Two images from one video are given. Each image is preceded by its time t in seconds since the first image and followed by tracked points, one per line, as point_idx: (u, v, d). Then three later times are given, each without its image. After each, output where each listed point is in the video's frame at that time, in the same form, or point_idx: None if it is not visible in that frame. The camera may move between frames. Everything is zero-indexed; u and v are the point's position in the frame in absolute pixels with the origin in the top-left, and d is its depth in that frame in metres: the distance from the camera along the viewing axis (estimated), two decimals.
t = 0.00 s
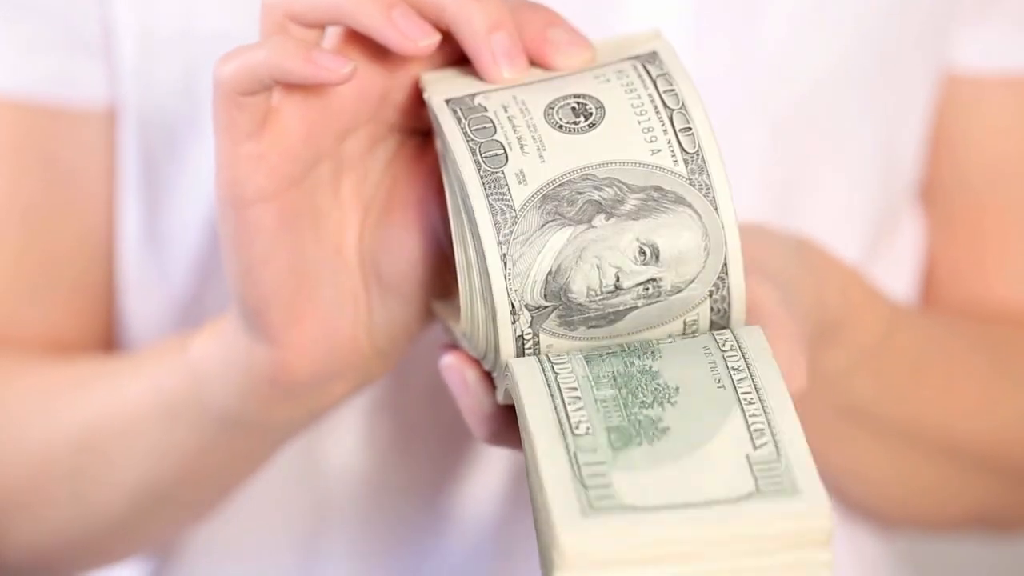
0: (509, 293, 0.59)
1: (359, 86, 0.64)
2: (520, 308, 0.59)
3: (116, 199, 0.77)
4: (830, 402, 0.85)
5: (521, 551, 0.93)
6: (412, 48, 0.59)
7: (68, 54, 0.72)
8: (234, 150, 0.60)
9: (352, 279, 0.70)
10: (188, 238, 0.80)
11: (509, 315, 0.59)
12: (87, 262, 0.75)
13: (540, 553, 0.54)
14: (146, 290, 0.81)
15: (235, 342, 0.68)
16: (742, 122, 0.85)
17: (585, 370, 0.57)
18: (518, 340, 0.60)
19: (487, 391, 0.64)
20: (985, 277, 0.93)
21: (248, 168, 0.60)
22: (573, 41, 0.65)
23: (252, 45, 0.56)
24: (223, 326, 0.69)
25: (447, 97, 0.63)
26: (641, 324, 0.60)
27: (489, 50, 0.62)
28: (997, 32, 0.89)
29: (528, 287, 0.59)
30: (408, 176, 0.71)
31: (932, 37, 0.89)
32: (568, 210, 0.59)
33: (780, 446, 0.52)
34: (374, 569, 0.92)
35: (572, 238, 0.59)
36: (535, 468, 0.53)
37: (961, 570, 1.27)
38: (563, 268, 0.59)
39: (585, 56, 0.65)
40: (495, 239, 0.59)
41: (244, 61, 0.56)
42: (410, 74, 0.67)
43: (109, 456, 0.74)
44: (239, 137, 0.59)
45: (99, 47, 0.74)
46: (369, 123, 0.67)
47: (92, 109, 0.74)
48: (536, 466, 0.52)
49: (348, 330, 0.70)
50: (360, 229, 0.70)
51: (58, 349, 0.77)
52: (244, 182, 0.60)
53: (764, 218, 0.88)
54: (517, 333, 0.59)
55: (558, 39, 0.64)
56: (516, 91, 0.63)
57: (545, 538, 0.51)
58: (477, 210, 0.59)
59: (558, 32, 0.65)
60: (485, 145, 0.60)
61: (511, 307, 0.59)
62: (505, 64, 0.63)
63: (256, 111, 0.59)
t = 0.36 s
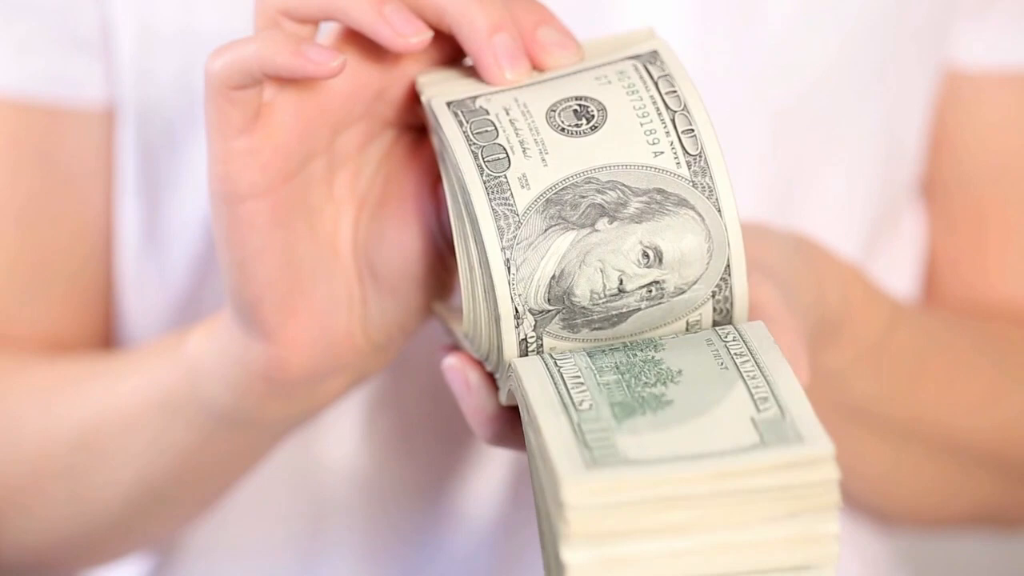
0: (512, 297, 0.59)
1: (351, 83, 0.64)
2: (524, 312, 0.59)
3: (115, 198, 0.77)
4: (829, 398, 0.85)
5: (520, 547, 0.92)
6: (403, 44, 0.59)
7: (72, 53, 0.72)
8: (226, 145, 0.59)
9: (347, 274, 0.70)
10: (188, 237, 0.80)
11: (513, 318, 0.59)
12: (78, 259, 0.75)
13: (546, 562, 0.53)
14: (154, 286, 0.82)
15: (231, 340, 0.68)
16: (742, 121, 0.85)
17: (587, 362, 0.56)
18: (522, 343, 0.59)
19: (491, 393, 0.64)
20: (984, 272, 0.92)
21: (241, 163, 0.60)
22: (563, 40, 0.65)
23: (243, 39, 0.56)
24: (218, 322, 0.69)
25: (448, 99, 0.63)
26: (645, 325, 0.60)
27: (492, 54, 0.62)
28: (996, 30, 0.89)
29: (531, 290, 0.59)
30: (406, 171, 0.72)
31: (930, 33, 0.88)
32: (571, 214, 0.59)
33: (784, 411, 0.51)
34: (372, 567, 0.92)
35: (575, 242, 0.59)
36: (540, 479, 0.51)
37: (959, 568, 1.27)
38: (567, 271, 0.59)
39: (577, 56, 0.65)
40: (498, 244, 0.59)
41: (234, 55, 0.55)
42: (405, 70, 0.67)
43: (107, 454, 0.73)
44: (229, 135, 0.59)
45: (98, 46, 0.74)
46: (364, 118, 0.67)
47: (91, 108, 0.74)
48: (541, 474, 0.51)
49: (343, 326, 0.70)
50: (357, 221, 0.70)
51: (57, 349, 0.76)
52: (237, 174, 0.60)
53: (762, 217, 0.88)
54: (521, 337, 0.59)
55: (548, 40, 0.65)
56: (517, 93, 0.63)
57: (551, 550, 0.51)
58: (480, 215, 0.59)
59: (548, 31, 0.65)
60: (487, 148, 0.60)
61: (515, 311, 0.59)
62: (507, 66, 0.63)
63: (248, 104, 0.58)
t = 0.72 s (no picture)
0: (521, 312, 0.59)
1: (351, 83, 0.65)
2: (532, 326, 0.59)
3: (115, 201, 0.77)
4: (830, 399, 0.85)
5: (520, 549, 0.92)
6: (408, 49, 0.59)
7: (71, 58, 0.72)
8: (224, 141, 0.60)
9: (346, 276, 0.69)
10: (189, 239, 0.81)
11: (521, 331, 0.59)
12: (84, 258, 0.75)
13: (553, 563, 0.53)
14: (156, 287, 0.82)
15: (230, 341, 0.68)
16: (743, 121, 0.85)
17: (594, 365, 0.57)
18: (528, 353, 0.60)
19: (495, 398, 0.64)
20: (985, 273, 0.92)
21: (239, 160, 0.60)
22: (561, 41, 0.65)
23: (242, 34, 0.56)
24: (218, 323, 0.69)
25: (456, 111, 0.63)
26: (651, 334, 0.61)
27: (488, 64, 0.63)
28: (997, 31, 0.89)
29: (540, 305, 0.59)
30: (405, 172, 0.72)
31: (930, 33, 0.88)
32: (581, 229, 0.59)
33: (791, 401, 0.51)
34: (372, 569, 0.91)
35: (584, 258, 0.59)
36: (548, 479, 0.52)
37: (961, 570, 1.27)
38: (576, 286, 0.59)
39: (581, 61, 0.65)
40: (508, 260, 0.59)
41: (232, 50, 0.56)
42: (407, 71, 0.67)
43: (106, 456, 0.73)
44: (228, 132, 0.60)
45: (98, 48, 0.74)
46: (365, 120, 0.67)
47: (92, 112, 0.74)
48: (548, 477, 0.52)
49: (343, 328, 0.69)
50: (356, 222, 0.69)
51: (57, 352, 0.76)
52: (236, 170, 0.60)
53: (762, 219, 0.88)
54: (528, 348, 0.60)
55: (546, 48, 0.64)
56: (525, 104, 0.63)
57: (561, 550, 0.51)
58: (489, 231, 0.59)
59: (546, 41, 0.64)
60: (496, 163, 0.60)
61: (523, 325, 0.59)
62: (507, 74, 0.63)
63: (247, 100, 0.59)
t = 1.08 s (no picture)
0: (516, 302, 0.60)
1: (352, 75, 0.64)
2: (527, 318, 0.60)
3: (115, 200, 0.77)
4: (827, 396, 0.85)
5: (517, 544, 0.93)
6: (410, 37, 0.59)
7: (74, 58, 0.72)
8: (223, 130, 0.60)
9: (342, 271, 0.69)
10: (187, 240, 0.81)
11: (515, 323, 0.60)
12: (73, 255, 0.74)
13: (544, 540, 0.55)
14: (153, 289, 0.82)
15: (228, 334, 0.68)
16: (743, 121, 0.85)
17: (588, 354, 0.58)
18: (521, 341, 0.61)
19: (489, 389, 0.64)
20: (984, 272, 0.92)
21: (236, 148, 0.60)
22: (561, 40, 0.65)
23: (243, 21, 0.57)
24: (213, 318, 0.69)
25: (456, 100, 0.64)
26: (642, 328, 0.62)
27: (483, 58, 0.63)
28: (995, 25, 0.89)
29: (535, 296, 0.60)
30: (402, 167, 0.72)
31: (930, 32, 0.89)
32: (579, 225, 0.61)
33: (785, 394, 0.53)
34: (367, 565, 0.91)
35: (581, 251, 0.60)
36: (542, 469, 0.53)
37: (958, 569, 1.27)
38: (572, 279, 0.60)
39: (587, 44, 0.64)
40: (505, 251, 0.60)
41: (235, 38, 0.56)
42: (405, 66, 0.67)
43: (100, 455, 0.73)
44: (227, 119, 0.60)
45: (98, 48, 0.74)
46: (365, 115, 0.67)
47: (92, 112, 0.74)
48: (544, 475, 0.53)
49: (336, 321, 0.69)
50: (352, 219, 0.69)
51: (55, 350, 0.76)
52: (234, 159, 0.61)
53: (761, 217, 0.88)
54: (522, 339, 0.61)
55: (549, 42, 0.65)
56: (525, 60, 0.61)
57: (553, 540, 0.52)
58: (487, 219, 0.60)
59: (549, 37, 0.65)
60: (498, 148, 0.61)
61: (517, 315, 0.60)
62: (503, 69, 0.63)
63: (248, 87, 0.59)
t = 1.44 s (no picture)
0: (517, 296, 0.60)
1: (347, 68, 0.65)
2: (528, 312, 0.60)
3: (115, 199, 0.78)
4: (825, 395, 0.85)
5: (515, 543, 0.93)
6: (401, 27, 0.59)
7: (74, 59, 0.72)
8: (220, 122, 0.61)
9: (338, 264, 0.70)
10: (187, 241, 0.80)
11: (516, 315, 0.60)
12: (77, 253, 0.75)
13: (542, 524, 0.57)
14: (155, 288, 0.82)
15: (222, 332, 0.68)
16: (741, 122, 0.85)
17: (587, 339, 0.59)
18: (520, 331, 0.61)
19: (489, 383, 0.65)
20: (983, 272, 0.93)
21: (232, 143, 0.61)
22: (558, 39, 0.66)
23: (237, 14, 0.57)
24: (208, 312, 0.69)
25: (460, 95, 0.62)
26: (643, 317, 0.62)
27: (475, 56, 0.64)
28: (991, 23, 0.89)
29: (537, 291, 0.60)
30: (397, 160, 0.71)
31: (929, 34, 0.89)
32: (587, 225, 0.60)
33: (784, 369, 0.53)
34: (364, 562, 0.91)
35: (587, 251, 0.60)
36: (543, 447, 0.53)
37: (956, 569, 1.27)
38: (575, 276, 0.60)
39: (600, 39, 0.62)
40: (510, 247, 0.59)
41: (229, 30, 0.57)
42: (402, 61, 0.67)
43: (96, 450, 0.73)
44: (222, 112, 0.60)
45: (97, 51, 0.74)
46: (359, 108, 0.67)
47: (92, 112, 0.74)
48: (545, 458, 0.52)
49: (333, 316, 0.70)
50: (348, 214, 0.69)
51: (53, 347, 0.76)
52: (230, 153, 0.61)
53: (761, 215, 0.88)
54: (521, 330, 0.61)
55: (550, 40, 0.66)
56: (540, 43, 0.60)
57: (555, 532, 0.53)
58: (495, 219, 0.59)
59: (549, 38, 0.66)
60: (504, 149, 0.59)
61: (518, 308, 0.60)
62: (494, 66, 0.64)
63: (242, 81, 0.59)
